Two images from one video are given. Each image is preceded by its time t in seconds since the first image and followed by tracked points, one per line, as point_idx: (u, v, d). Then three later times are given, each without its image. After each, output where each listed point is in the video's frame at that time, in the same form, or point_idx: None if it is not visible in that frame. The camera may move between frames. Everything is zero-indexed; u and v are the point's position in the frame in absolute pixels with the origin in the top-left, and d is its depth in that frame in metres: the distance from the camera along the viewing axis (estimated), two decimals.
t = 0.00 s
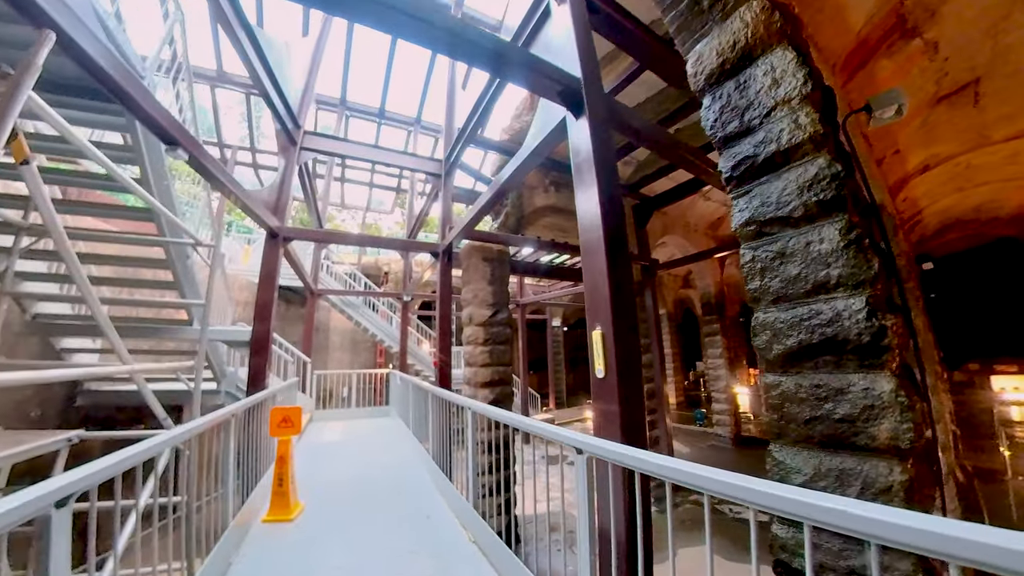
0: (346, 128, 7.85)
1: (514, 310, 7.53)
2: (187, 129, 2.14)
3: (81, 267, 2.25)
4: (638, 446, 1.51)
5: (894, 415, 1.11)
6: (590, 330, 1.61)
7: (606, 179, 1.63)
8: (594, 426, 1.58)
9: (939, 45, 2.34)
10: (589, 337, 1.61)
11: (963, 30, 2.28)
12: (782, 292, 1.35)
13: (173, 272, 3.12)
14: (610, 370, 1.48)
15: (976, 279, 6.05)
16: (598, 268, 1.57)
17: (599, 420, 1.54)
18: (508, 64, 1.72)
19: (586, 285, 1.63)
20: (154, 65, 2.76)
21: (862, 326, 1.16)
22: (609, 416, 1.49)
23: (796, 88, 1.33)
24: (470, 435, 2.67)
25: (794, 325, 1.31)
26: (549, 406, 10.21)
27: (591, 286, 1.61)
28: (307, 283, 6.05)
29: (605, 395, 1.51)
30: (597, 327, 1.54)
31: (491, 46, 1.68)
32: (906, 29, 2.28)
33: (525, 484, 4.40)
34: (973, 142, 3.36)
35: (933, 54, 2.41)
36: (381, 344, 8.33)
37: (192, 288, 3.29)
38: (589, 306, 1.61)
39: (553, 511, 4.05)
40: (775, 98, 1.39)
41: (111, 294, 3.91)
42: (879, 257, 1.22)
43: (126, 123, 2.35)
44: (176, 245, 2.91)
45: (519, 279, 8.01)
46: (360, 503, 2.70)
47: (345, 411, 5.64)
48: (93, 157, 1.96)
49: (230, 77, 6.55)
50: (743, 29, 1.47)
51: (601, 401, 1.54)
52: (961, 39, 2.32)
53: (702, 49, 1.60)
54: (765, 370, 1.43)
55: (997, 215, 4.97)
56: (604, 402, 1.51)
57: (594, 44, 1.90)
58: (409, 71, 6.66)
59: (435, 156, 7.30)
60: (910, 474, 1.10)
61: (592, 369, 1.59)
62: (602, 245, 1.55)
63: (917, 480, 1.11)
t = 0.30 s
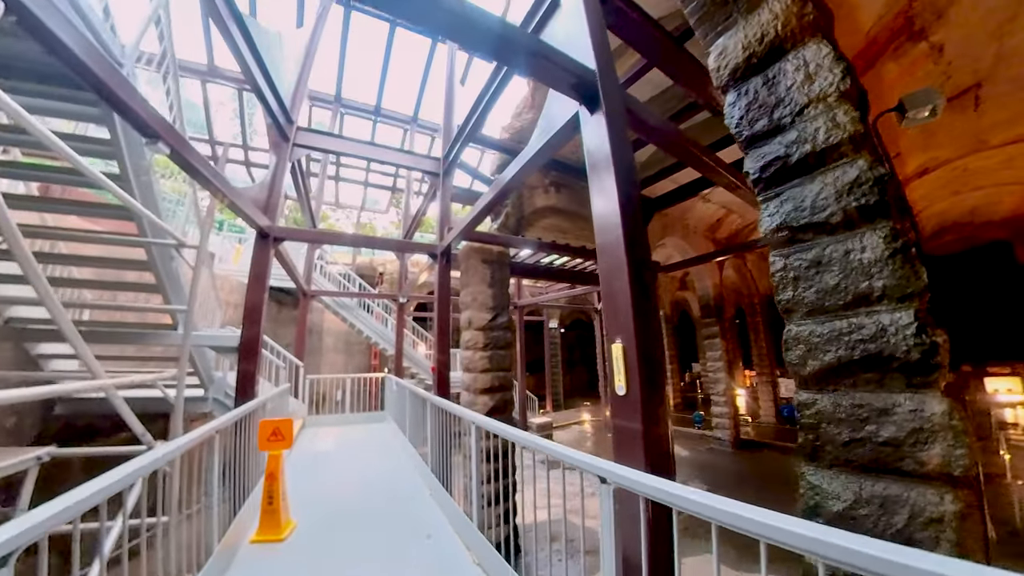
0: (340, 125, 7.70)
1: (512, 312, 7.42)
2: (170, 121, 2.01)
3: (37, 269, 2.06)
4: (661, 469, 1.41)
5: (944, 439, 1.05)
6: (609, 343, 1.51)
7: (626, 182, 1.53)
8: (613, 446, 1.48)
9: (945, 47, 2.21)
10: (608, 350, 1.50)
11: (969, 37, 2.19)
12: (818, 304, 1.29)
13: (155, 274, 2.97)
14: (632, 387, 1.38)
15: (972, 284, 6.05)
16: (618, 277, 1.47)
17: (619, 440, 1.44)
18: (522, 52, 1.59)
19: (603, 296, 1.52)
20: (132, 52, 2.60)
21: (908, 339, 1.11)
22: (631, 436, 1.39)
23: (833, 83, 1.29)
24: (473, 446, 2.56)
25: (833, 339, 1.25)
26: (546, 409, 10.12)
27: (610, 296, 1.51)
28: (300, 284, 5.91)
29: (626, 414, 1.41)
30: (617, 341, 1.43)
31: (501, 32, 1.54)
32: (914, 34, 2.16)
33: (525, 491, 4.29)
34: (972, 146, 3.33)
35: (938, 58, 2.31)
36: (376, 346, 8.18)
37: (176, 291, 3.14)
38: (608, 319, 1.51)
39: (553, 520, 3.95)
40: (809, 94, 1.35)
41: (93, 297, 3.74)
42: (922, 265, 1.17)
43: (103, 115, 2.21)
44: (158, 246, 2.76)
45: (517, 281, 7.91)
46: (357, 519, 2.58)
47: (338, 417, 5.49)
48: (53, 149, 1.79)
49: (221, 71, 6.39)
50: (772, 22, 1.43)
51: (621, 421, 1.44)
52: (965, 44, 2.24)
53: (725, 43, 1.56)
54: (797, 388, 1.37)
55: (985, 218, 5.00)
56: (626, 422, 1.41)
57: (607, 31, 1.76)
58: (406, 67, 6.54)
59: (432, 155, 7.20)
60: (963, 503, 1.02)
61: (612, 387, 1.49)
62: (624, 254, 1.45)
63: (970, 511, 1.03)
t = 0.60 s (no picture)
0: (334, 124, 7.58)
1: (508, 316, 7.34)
2: (148, 116, 1.89)
3: None
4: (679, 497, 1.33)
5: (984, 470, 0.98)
6: (625, 360, 1.43)
7: (642, 190, 1.44)
8: (629, 470, 1.40)
9: (943, 56, 2.64)
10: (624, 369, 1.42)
11: (965, 47, 2.57)
12: (846, 324, 1.23)
13: (136, 280, 2.82)
14: (652, 409, 1.29)
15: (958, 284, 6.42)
16: (636, 291, 1.38)
17: (637, 465, 1.36)
18: (534, 50, 1.48)
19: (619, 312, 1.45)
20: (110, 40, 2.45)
21: (942, 364, 1.04)
22: (650, 461, 1.31)
23: (864, 93, 1.28)
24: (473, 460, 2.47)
25: (862, 361, 1.19)
26: (541, 412, 10.05)
27: (626, 311, 1.42)
28: (291, 287, 5.77)
29: (644, 437, 1.33)
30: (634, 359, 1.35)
31: (509, 26, 1.41)
32: (915, 40, 2.56)
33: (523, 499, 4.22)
34: (962, 154, 3.69)
35: (935, 66, 2.72)
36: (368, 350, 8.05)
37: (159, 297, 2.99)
38: (624, 335, 1.42)
39: (551, 529, 3.87)
40: (837, 104, 1.33)
41: (72, 302, 3.58)
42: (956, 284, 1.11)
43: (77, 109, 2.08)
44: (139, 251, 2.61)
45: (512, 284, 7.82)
46: (349, 539, 2.47)
47: (330, 424, 5.35)
48: (4, 141, 1.66)
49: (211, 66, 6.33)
50: (798, 29, 1.42)
51: (639, 444, 1.35)
52: (961, 55, 2.63)
53: (747, 48, 1.55)
54: (822, 411, 1.30)
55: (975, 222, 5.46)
56: (644, 446, 1.33)
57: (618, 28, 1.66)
58: (402, 65, 6.44)
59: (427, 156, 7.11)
60: (1001, 538, 0.95)
61: (629, 408, 1.40)
62: (641, 268, 1.36)
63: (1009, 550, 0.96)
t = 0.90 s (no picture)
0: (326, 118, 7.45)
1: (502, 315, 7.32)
2: (129, 96, 1.78)
3: None
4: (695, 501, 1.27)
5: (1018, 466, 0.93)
6: (639, 357, 1.36)
7: (656, 179, 1.38)
8: (645, 471, 1.34)
9: (936, 60, 2.60)
10: (640, 365, 1.35)
11: (959, 50, 2.55)
12: (869, 316, 1.18)
13: (112, 273, 2.69)
14: (671, 408, 1.23)
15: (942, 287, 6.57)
16: (652, 284, 1.31)
17: (654, 466, 1.30)
18: (547, 29, 1.38)
19: (632, 307, 1.39)
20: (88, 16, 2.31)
21: (973, 357, 0.99)
22: (668, 461, 1.25)
23: (885, 80, 1.22)
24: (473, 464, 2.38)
25: (886, 355, 1.14)
26: (533, 413, 9.99)
27: (641, 305, 1.35)
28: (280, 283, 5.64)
29: (661, 438, 1.27)
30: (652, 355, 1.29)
31: (523, 3, 1.30)
32: (908, 45, 2.54)
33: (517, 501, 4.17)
34: (951, 159, 3.75)
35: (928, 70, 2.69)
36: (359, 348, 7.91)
37: (136, 292, 2.86)
38: (639, 330, 1.35)
39: (546, 531, 3.82)
40: (857, 92, 1.28)
41: (45, 297, 3.41)
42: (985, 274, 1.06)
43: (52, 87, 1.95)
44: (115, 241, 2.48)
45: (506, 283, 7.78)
46: (339, 546, 2.36)
47: (318, 425, 5.21)
48: None
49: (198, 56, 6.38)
50: (815, 15, 1.37)
51: (656, 444, 1.29)
52: (956, 57, 2.60)
53: (762, 36, 1.51)
54: (843, 407, 1.24)
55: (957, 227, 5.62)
56: (662, 446, 1.26)
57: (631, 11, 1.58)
58: (396, 59, 6.35)
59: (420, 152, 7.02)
60: None
61: (645, 406, 1.34)
62: (656, 260, 1.30)
63: None
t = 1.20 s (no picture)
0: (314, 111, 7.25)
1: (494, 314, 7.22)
2: (93, 65, 1.62)
3: None
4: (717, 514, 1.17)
5: None
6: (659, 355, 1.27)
7: (675, 164, 1.29)
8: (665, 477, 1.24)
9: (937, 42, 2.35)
10: (661, 364, 1.26)
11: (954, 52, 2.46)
12: (901, 310, 1.10)
13: (75, 263, 2.53)
14: (697, 410, 1.14)
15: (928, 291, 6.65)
16: (673, 275, 1.23)
17: (675, 473, 1.21)
18: None
19: (651, 303, 1.30)
20: None
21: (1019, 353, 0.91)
22: (692, 469, 1.16)
23: (917, 62, 1.15)
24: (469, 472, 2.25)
25: (920, 350, 1.06)
26: (523, 413, 9.87)
27: (660, 299, 1.26)
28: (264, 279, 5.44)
29: (684, 444, 1.18)
30: (674, 352, 1.20)
31: None
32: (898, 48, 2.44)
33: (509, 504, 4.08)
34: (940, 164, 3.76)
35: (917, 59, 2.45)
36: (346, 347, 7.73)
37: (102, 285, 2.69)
38: (658, 327, 1.26)
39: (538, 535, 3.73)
40: (885, 74, 1.20)
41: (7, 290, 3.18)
42: None
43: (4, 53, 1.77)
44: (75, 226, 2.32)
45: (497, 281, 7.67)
46: (324, 561, 2.21)
47: (299, 428, 5.01)
48: None
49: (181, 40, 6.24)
50: None
51: (679, 450, 1.19)
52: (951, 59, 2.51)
53: (783, 18, 1.43)
54: (873, 407, 1.17)
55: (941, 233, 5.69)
56: (685, 452, 1.17)
57: None
58: (388, 52, 6.20)
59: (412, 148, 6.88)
60: None
61: (667, 409, 1.24)
62: (677, 252, 1.21)
63: None
